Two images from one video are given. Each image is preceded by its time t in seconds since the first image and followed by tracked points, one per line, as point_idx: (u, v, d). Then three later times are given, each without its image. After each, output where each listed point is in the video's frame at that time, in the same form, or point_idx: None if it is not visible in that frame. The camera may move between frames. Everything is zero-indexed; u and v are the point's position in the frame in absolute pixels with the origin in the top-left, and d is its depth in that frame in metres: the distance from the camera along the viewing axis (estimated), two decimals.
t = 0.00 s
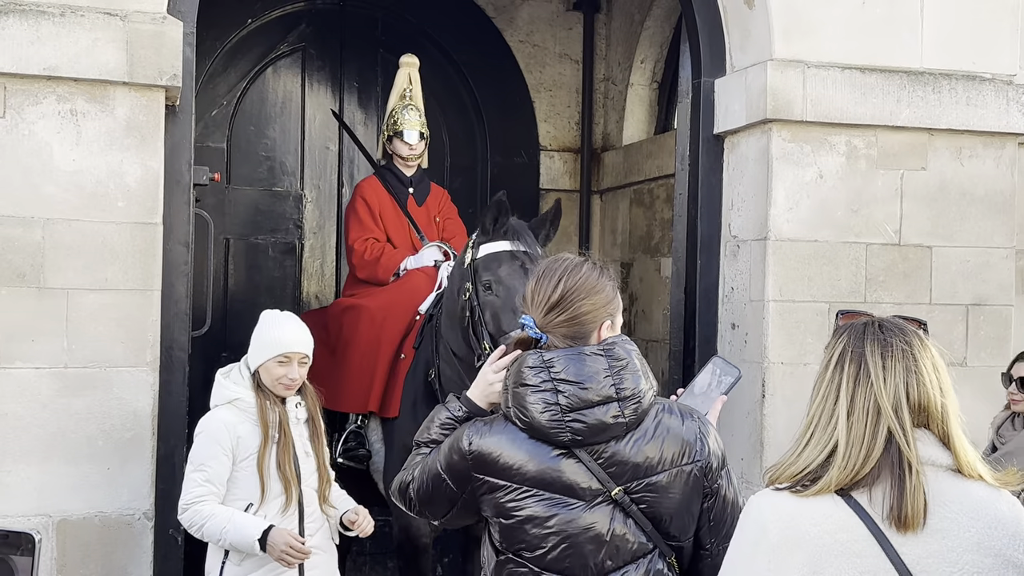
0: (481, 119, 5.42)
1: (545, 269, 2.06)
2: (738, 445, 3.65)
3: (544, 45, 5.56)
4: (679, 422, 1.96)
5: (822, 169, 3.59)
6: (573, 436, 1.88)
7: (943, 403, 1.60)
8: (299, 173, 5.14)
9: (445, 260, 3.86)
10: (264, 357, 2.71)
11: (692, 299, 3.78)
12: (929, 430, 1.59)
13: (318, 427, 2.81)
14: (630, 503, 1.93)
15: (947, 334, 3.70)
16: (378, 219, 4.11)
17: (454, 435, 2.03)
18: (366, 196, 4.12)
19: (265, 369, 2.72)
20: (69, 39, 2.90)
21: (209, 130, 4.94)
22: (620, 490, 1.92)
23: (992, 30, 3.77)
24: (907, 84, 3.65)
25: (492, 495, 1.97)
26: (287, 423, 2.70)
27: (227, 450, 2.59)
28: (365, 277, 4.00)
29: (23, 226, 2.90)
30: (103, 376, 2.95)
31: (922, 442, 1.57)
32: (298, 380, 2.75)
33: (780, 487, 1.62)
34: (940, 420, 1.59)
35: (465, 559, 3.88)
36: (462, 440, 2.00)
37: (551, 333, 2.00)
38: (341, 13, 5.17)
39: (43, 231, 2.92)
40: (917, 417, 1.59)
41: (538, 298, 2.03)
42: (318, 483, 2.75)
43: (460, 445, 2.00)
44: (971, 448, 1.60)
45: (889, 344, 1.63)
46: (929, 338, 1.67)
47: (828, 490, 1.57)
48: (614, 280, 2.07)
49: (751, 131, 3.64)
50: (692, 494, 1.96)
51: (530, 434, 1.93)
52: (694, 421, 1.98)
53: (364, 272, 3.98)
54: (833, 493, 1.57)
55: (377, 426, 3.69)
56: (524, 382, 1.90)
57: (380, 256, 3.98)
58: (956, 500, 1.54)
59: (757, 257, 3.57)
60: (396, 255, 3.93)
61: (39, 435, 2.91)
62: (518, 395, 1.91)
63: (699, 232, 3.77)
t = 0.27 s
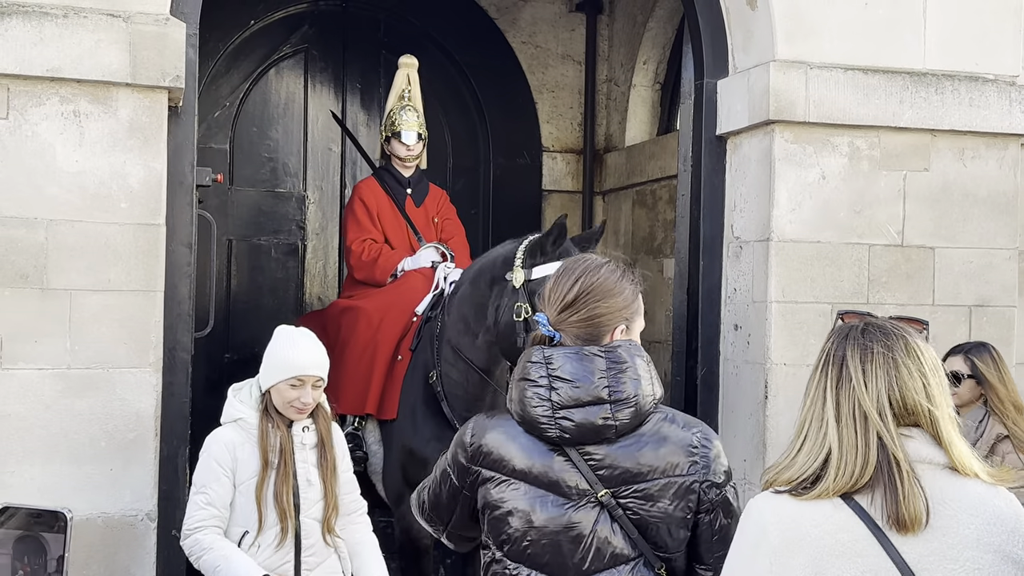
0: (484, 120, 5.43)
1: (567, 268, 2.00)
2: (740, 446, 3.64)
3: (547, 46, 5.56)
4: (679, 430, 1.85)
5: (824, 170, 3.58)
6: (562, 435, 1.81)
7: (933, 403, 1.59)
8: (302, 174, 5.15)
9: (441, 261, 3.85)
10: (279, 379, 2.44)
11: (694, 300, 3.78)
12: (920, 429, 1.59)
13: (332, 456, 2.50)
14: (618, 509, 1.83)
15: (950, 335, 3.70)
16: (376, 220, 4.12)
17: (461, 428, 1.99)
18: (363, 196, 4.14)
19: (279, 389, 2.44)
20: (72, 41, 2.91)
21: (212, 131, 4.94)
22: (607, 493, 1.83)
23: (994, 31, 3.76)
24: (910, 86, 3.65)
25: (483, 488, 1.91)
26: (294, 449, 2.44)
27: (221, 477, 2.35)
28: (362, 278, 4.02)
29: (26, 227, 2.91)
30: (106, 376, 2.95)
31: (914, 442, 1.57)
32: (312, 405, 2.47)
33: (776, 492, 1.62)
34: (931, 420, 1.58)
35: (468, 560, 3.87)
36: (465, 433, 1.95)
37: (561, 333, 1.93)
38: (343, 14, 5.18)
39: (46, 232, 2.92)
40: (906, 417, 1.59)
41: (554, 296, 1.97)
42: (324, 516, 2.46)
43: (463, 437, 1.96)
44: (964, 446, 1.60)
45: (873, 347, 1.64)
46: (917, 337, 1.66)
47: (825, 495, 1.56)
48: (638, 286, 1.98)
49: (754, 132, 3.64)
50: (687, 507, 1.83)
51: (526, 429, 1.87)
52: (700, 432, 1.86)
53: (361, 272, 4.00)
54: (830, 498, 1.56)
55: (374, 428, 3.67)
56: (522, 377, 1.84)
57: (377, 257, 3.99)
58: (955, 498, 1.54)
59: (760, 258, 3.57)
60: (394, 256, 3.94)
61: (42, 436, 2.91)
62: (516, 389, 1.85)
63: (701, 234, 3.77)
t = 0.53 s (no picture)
0: (486, 121, 5.43)
1: (549, 264, 1.97)
2: (743, 447, 3.64)
3: (549, 47, 5.56)
4: (613, 424, 1.65)
5: (827, 171, 3.58)
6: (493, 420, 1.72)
7: (922, 406, 1.65)
8: (304, 175, 5.15)
9: (436, 262, 3.87)
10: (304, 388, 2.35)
11: (697, 301, 3.78)
12: (913, 430, 1.65)
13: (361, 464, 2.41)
14: (536, 499, 1.68)
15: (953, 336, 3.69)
16: (373, 220, 4.13)
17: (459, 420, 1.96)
18: (360, 196, 4.16)
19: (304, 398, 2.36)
20: (75, 42, 2.91)
21: (214, 132, 4.95)
22: (528, 482, 1.68)
23: (997, 32, 3.76)
24: (912, 87, 3.65)
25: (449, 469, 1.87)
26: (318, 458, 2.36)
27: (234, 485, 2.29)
28: (357, 278, 4.04)
29: (29, 228, 2.91)
30: (109, 378, 2.95)
31: (907, 443, 1.64)
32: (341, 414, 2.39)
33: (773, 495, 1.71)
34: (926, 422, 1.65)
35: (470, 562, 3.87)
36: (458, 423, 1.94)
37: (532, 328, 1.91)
38: (346, 15, 5.18)
39: (49, 233, 2.92)
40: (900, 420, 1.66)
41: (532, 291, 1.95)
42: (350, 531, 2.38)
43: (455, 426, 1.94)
44: (958, 445, 1.65)
45: (866, 350, 1.71)
46: (911, 341, 1.72)
47: (818, 497, 1.65)
48: (614, 289, 1.89)
49: (756, 133, 3.63)
50: (606, 508, 1.62)
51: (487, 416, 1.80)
52: (639, 433, 1.63)
53: (357, 273, 4.01)
54: (823, 500, 1.64)
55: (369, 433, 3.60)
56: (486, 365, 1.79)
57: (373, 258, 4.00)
58: (949, 499, 1.60)
59: (762, 258, 3.57)
60: (389, 257, 3.94)
61: (45, 437, 2.91)
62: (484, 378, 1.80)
63: (703, 235, 3.76)
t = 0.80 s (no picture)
0: (486, 121, 5.43)
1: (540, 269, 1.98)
2: (744, 448, 3.64)
3: (550, 48, 5.56)
4: (544, 423, 1.66)
5: (828, 171, 3.58)
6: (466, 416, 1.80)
7: (923, 408, 1.68)
8: (305, 176, 5.15)
9: (432, 262, 3.88)
10: (329, 402, 2.27)
11: (697, 302, 3.78)
12: (913, 432, 1.68)
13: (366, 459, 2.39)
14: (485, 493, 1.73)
15: (953, 337, 3.69)
16: (370, 220, 4.13)
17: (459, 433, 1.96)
18: (357, 195, 4.15)
19: (327, 412, 2.28)
20: (76, 43, 2.91)
21: (215, 133, 4.95)
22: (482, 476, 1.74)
23: (998, 33, 3.76)
24: (913, 88, 3.65)
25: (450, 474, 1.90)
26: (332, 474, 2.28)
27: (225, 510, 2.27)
28: (354, 278, 4.04)
29: (30, 229, 2.91)
30: (110, 379, 2.95)
31: (908, 446, 1.66)
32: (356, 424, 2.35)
33: (775, 497, 1.73)
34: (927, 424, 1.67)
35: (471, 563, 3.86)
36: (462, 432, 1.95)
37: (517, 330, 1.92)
38: (346, 16, 5.19)
39: (50, 234, 2.93)
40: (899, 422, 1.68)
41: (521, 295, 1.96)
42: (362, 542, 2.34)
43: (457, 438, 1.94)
44: (957, 447, 1.68)
45: (867, 352, 1.73)
46: (911, 342, 1.74)
47: (821, 499, 1.66)
48: (595, 291, 1.87)
49: (757, 134, 3.64)
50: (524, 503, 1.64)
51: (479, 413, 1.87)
52: (567, 434, 1.63)
53: (354, 273, 4.02)
54: (825, 502, 1.66)
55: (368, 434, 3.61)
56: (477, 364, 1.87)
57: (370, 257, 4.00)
58: (951, 501, 1.62)
59: (763, 259, 3.57)
60: (386, 257, 3.95)
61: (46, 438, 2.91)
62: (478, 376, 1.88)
63: (704, 236, 3.76)
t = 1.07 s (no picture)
0: (486, 122, 5.43)
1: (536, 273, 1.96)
2: (742, 448, 3.64)
3: (550, 48, 5.56)
4: (496, 431, 1.66)
5: (826, 172, 3.58)
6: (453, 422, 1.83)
7: (931, 410, 1.69)
8: (304, 177, 5.15)
9: (429, 262, 3.88)
10: (330, 402, 2.24)
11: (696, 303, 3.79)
12: (920, 434, 1.68)
13: (354, 473, 2.38)
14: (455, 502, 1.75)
15: (952, 338, 3.69)
16: (365, 219, 4.12)
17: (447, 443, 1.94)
18: (353, 195, 4.13)
19: (329, 413, 2.25)
20: (75, 44, 2.91)
21: (214, 134, 4.95)
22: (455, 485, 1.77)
23: (997, 34, 3.76)
24: (912, 88, 3.65)
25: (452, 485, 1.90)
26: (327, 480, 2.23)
27: (222, 528, 2.15)
28: (350, 278, 4.01)
29: (29, 229, 2.91)
30: (109, 379, 2.95)
31: (913, 446, 1.66)
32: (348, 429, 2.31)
33: (779, 496, 1.71)
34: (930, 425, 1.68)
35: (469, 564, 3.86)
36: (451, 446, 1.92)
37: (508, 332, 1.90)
38: (346, 17, 5.19)
39: (49, 235, 2.93)
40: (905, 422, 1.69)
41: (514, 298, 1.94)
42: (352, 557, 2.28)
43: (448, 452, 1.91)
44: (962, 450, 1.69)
45: (879, 353, 1.73)
46: (916, 343, 1.76)
47: (830, 499, 1.65)
48: (587, 297, 1.83)
49: (756, 135, 3.64)
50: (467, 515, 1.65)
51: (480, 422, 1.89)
52: (507, 445, 1.62)
53: (349, 273, 4.00)
54: (833, 502, 1.65)
55: (367, 435, 3.62)
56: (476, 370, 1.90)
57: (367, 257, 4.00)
58: (954, 503, 1.62)
59: (762, 260, 3.57)
60: (382, 257, 3.94)
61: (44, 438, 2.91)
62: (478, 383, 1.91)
63: (703, 236, 3.77)
